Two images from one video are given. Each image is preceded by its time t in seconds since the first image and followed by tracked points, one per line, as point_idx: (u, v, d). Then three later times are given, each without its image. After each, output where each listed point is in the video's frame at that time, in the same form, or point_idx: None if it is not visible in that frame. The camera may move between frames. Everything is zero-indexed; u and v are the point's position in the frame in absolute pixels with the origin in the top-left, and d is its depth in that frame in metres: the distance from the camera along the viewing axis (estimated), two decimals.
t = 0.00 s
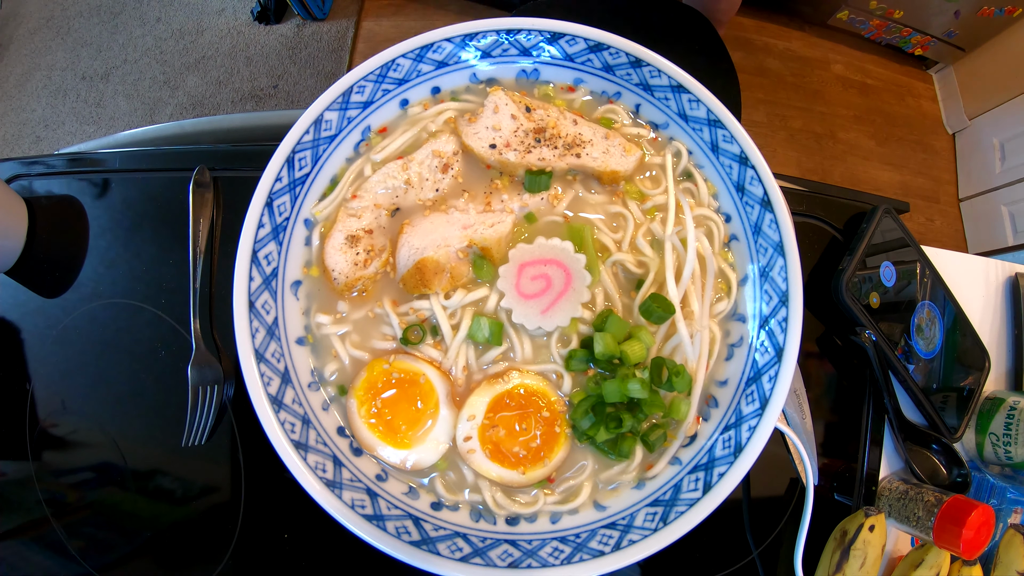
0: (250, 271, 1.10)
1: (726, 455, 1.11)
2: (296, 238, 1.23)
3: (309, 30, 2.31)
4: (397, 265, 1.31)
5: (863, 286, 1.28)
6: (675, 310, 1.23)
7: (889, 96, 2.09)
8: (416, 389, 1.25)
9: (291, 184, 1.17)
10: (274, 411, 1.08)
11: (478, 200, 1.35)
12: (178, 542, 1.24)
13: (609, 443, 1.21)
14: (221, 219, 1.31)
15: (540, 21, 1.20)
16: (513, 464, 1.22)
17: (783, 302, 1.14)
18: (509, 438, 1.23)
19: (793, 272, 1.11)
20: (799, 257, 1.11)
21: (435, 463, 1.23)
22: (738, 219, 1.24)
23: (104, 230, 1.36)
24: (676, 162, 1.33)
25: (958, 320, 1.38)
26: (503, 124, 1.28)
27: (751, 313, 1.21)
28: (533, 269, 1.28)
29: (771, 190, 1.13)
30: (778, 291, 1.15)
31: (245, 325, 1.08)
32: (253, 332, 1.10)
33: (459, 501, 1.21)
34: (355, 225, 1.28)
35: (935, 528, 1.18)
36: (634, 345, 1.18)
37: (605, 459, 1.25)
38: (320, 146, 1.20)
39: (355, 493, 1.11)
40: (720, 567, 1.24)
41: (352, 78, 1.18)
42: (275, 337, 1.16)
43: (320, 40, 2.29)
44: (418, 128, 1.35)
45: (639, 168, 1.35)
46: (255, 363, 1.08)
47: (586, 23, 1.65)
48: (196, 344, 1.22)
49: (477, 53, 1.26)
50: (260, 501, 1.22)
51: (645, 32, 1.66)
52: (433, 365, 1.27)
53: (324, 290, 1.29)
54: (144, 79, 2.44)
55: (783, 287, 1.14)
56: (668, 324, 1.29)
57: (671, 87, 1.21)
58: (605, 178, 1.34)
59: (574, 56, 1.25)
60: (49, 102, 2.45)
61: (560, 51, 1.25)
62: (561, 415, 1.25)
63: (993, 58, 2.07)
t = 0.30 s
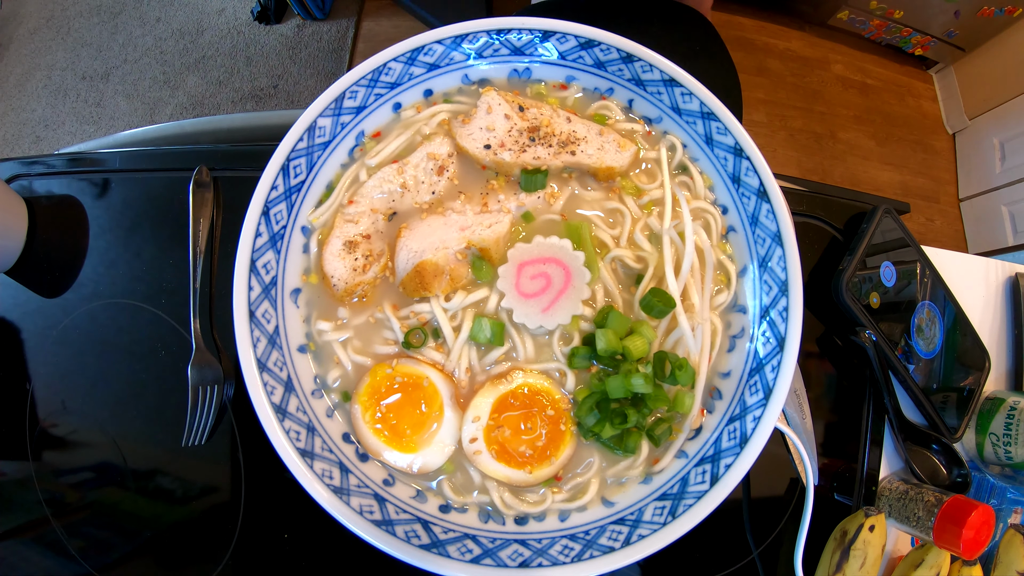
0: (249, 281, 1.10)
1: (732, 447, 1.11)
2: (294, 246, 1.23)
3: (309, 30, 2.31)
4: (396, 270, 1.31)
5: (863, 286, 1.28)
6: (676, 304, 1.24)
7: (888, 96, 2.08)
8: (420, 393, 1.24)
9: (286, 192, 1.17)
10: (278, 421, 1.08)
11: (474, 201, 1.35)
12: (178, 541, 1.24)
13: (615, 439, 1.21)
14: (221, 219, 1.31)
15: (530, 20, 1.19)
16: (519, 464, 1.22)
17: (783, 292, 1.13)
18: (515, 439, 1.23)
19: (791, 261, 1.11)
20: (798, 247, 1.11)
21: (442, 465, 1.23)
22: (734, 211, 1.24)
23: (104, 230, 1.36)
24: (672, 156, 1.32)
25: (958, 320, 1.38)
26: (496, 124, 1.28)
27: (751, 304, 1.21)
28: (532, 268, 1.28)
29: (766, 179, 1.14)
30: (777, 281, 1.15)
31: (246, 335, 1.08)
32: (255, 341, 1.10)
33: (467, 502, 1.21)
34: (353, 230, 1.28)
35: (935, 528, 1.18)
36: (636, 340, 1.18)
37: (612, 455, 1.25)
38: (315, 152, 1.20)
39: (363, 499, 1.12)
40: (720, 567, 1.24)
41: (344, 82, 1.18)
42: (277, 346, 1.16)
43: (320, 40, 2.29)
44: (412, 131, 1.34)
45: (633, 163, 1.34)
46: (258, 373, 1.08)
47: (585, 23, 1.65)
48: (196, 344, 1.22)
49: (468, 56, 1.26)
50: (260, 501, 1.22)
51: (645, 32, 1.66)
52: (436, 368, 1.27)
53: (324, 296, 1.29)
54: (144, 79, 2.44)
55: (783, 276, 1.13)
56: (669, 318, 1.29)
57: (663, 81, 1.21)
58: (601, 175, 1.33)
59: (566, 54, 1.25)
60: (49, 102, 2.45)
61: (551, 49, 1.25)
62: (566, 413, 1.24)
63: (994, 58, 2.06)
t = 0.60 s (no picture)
0: (249, 290, 1.10)
1: (737, 438, 1.12)
2: (293, 254, 1.22)
3: (309, 30, 2.31)
4: (395, 274, 1.31)
5: (863, 286, 1.28)
6: (676, 297, 1.24)
7: (889, 96, 2.08)
8: (423, 396, 1.24)
9: (282, 200, 1.17)
10: (282, 429, 1.08)
11: (471, 202, 1.35)
12: (178, 541, 1.24)
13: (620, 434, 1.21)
14: (221, 219, 1.31)
15: (520, 19, 1.19)
16: (526, 463, 1.22)
17: (782, 282, 1.14)
18: (521, 438, 1.23)
19: (789, 252, 1.12)
20: (795, 237, 1.11)
21: (448, 467, 1.22)
22: (731, 203, 1.25)
23: (104, 230, 1.36)
24: (666, 150, 1.33)
25: (958, 320, 1.38)
26: (490, 124, 1.28)
27: (751, 295, 1.22)
28: (531, 266, 1.28)
29: (761, 170, 1.14)
30: (776, 271, 1.16)
31: (249, 346, 1.08)
32: (257, 351, 1.10)
33: (475, 504, 1.21)
34: (350, 236, 1.27)
35: (935, 528, 1.18)
36: (637, 335, 1.19)
37: (618, 450, 1.24)
38: (309, 159, 1.20)
39: (371, 504, 1.12)
40: (720, 567, 1.24)
41: (337, 88, 1.17)
42: (279, 355, 1.16)
43: (320, 40, 2.30)
44: (406, 135, 1.33)
45: (628, 158, 1.35)
46: (261, 383, 1.08)
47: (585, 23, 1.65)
48: (196, 344, 1.22)
49: (458, 57, 1.26)
50: (260, 501, 1.22)
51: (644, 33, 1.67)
52: (439, 371, 1.28)
53: (324, 303, 1.28)
54: (144, 79, 2.44)
55: (781, 266, 1.14)
56: (670, 312, 1.29)
57: (655, 76, 1.22)
58: (596, 171, 1.34)
59: (557, 53, 1.25)
60: (49, 102, 2.45)
61: (542, 49, 1.24)
62: (570, 411, 1.25)
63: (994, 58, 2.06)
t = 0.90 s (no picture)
0: (249, 300, 1.09)
1: (742, 429, 1.11)
2: (291, 261, 1.22)
3: (309, 31, 2.34)
4: (394, 278, 1.31)
5: (863, 286, 1.28)
6: (676, 292, 1.24)
7: (889, 95, 2.08)
8: (427, 399, 1.24)
9: (279, 209, 1.16)
10: (287, 437, 1.08)
11: (467, 204, 1.35)
12: (178, 541, 1.24)
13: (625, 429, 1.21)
14: (221, 219, 1.31)
15: (510, 19, 1.19)
16: (533, 463, 1.22)
17: (782, 272, 1.14)
18: (527, 438, 1.23)
19: (787, 241, 1.12)
20: (792, 226, 1.11)
21: (455, 469, 1.22)
22: (727, 194, 1.25)
23: (104, 230, 1.36)
24: (660, 144, 1.33)
25: (958, 320, 1.38)
26: (484, 125, 1.28)
27: (750, 285, 1.22)
28: (531, 266, 1.29)
29: (756, 161, 1.15)
30: (775, 261, 1.15)
31: (250, 356, 1.07)
32: (259, 360, 1.09)
33: (483, 505, 1.21)
34: (348, 242, 1.27)
35: (935, 528, 1.18)
36: (639, 329, 1.19)
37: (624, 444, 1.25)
38: (304, 166, 1.19)
39: (378, 510, 1.11)
40: (721, 567, 1.24)
41: (329, 94, 1.17)
42: (281, 363, 1.15)
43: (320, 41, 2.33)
44: (400, 139, 1.33)
45: (623, 154, 1.35)
46: (264, 391, 1.08)
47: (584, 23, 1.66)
48: (196, 344, 1.22)
49: (449, 59, 1.26)
50: (260, 501, 1.22)
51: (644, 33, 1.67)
52: (442, 373, 1.28)
53: (324, 310, 1.28)
54: (144, 79, 2.43)
55: (779, 256, 1.14)
56: (670, 306, 1.30)
57: (646, 70, 1.22)
58: (591, 168, 1.34)
59: (547, 51, 1.25)
60: (49, 102, 2.44)
61: (533, 47, 1.25)
62: (575, 408, 1.25)
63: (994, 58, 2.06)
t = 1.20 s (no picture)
0: (249, 309, 1.10)
1: (747, 420, 1.12)
2: (290, 269, 1.22)
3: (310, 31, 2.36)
4: (393, 282, 1.31)
5: (863, 286, 1.28)
6: (675, 285, 1.25)
7: (889, 95, 2.08)
8: (431, 401, 1.23)
9: (275, 217, 1.16)
10: (293, 446, 1.07)
11: (464, 205, 1.34)
12: (178, 541, 1.24)
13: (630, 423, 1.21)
14: (221, 219, 1.31)
15: (501, 18, 1.19)
16: (539, 461, 1.21)
17: (780, 261, 1.14)
18: (532, 436, 1.23)
19: (785, 231, 1.12)
20: (789, 215, 1.12)
21: (462, 471, 1.22)
22: (722, 186, 1.25)
23: (104, 230, 1.36)
24: (654, 139, 1.33)
25: (958, 320, 1.38)
26: (477, 125, 1.29)
27: (750, 276, 1.22)
28: (530, 265, 1.29)
29: (751, 151, 1.15)
30: (773, 251, 1.16)
31: (253, 366, 1.08)
32: (262, 369, 1.10)
33: (491, 505, 1.21)
34: (346, 247, 1.27)
35: (935, 528, 1.18)
36: (640, 325, 1.19)
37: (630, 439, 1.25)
38: (299, 174, 1.19)
39: (387, 514, 1.11)
40: (721, 567, 1.24)
41: (322, 101, 1.17)
42: (284, 372, 1.16)
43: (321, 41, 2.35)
44: (394, 142, 1.34)
45: (618, 149, 1.35)
46: (268, 401, 1.08)
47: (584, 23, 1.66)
48: (196, 344, 1.22)
49: (440, 61, 1.26)
50: (260, 501, 1.22)
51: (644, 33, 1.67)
52: (446, 376, 1.27)
53: (325, 316, 1.28)
54: (144, 79, 2.43)
55: (778, 246, 1.14)
56: (670, 300, 1.30)
57: (638, 65, 1.22)
58: (587, 165, 1.34)
59: (538, 49, 1.25)
60: (49, 102, 2.44)
61: (524, 46, 1.25)
62: (579, 406, 1.25)
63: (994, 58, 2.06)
